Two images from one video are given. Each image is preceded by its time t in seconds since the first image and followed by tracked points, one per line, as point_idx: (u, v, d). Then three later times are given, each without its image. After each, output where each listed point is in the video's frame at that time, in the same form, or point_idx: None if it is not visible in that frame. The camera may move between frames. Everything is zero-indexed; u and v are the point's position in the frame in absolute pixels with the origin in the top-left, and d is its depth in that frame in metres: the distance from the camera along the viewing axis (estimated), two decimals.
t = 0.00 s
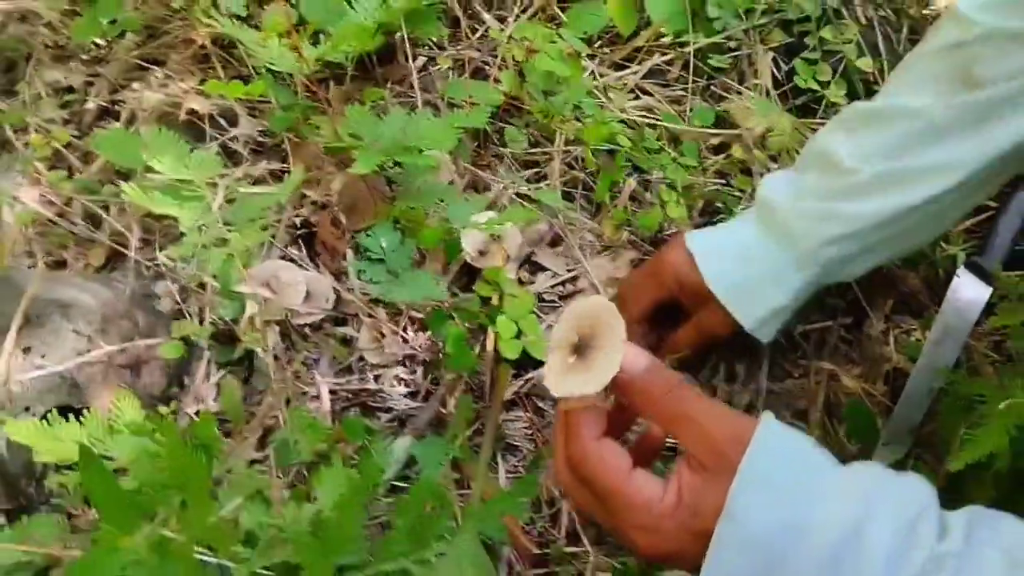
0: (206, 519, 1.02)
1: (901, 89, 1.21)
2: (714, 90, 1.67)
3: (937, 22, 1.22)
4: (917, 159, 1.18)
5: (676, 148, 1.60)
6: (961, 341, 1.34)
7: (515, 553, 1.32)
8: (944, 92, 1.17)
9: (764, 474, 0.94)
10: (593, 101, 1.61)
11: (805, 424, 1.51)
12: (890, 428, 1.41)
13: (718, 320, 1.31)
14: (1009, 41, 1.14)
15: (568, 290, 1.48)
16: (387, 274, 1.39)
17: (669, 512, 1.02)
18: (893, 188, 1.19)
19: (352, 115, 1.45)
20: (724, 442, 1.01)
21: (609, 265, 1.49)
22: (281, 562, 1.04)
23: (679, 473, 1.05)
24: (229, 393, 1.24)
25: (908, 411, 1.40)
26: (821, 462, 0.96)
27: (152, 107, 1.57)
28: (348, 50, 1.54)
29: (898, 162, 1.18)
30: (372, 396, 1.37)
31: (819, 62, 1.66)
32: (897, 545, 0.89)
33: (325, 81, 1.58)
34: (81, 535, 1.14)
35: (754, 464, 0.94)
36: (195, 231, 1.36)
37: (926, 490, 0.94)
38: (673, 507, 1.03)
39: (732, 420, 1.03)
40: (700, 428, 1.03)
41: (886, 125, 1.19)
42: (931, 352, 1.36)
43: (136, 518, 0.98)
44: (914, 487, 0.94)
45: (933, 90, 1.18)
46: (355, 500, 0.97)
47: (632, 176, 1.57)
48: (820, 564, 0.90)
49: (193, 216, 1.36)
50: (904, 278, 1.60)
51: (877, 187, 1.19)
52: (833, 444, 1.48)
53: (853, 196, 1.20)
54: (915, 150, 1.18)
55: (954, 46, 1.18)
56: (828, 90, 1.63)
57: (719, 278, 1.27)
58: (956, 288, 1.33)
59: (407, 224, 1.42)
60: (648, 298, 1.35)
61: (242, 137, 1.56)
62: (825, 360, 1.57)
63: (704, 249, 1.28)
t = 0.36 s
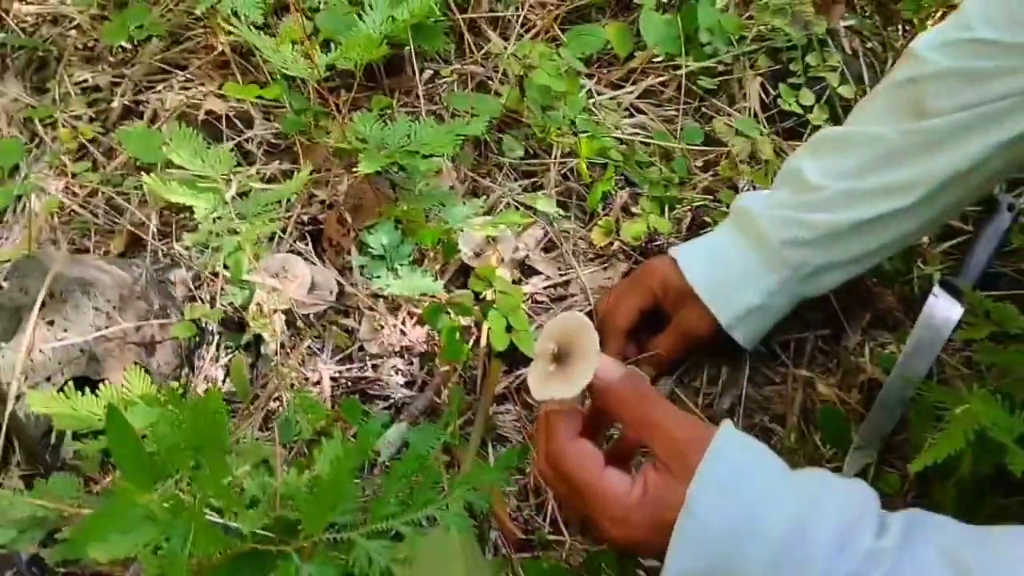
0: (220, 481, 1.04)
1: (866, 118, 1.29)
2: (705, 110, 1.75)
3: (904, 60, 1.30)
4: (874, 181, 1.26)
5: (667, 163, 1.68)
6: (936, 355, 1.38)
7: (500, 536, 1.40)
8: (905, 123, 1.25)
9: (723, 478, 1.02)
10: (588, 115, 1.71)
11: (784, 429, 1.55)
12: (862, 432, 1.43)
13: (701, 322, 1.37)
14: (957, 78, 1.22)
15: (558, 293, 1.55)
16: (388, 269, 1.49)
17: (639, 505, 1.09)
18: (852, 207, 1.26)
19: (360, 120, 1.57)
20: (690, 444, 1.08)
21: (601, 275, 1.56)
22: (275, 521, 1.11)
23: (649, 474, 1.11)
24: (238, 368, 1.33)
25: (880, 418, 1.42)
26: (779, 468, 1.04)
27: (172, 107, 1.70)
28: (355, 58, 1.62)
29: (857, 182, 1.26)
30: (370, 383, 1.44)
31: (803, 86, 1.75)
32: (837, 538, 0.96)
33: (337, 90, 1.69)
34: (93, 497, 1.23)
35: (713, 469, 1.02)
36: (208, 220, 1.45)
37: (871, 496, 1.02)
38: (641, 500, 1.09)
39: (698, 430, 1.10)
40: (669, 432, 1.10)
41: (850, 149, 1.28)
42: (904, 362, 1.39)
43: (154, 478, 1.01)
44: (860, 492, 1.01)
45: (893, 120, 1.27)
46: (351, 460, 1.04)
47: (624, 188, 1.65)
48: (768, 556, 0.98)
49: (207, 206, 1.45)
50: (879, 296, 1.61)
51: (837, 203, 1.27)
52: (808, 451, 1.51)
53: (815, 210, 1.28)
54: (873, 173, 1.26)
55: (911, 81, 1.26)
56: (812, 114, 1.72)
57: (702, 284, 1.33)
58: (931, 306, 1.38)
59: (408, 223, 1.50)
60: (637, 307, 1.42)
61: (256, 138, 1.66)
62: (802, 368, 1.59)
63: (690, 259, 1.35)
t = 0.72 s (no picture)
0: (234, 454, 1.09)
1: (855, 144, 1.34)
2: (710, 126, 1.82)
3: (891, 90, 1.35)
4: (866, 205, 1.30)
5: (672, 175, 1.74)
6: (929, 369, 1.43)
7: (499, 526, 1.43)
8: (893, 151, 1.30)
9: (714, 463, 1.08)
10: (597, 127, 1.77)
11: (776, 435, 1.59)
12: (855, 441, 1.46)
13: (694, 332, 1.41)
14: (947, 108, 1.27)
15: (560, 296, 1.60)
16: (399, 267, 1.54)
17: (627, 480, 1.19)
18: (844, 230, 1.31)
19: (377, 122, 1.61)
20: (680, 431, 1.16)
21: (603, 280, 1.63)
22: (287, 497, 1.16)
23: (642, 451, 1.21)
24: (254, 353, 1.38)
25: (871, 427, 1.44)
26: (769, 458, 1.10)
27: (197, 106, 1.78)
28: (375, 64, 1.68)
29: (849, 206, 1.31)
30: (378, 374, 1.50)
31: (808, 106, 1.82)
32: (819, 522, 1.02)
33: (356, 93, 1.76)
34: (112, 471, 1.30)
35: (705, 454, 1.09)
36: (230, 211, 1.52)
37: (855, 490, 1.08)
38: (629, 476, 1.19)
39: (692, 416, 1.18)
40: (662, 418, 1.18)
41: (841, 173, 1.32)
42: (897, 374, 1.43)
43: (174, 455, 1.07)
44: (845, 486, 1.07)
45: (882, 146, 1.32)
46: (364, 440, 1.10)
47: (629, 198, 1.71)
48: (749, 534, 1.04)
49: (229, 199, 1.53)
50: (877, 310, 1.63)
51: (829, 226, 1.31)
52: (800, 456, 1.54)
53: (809, 232, 1.32)
54: (864, 198, 1.31)
55: (900, 110, 1.31)
56: (815, 132, 1.77)
57: (697, 296, 1.37)
58: (928, 321, 1.43)
59: (420, 223, 1.56)
60: (635, 320, 1.47)
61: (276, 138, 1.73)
62: (797, 378, 1.62)
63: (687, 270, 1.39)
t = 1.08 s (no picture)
0: (269, 441, 1.10)
1: (891, 161, 1.35)
2: (737, 132, 1.83)
3: (927, 106, 1.36)
4: (903, 220, 1.31)
5: (696, 181, 1.75)
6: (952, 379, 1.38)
7: (514, 524, 1.41)
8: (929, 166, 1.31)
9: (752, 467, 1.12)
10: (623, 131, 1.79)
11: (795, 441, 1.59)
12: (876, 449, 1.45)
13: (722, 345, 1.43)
14: (984, 122, 1.28)
15: (582, 298, 1.62)
16: (422, 264, 1.56)
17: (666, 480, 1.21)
18: (881, 245, 1.32)
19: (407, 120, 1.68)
20: (717, 432, 1.19)
21: (625, 283, 1.63)
22: (315, 486, 1.18)
23: (678, 452, 1.23)
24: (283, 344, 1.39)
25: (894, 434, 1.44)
26: (805, 458, 1.13)
27: (224, 103, 1.80)
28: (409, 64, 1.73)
29: (884, 222, 1.32)
30: (399, 370, 1.51)
31: (838, 113, 1.83)
32: (856, 524, 1.07)
33: (383, 92, 1.78)
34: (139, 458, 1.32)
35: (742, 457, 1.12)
36: (263, 203, 1.59)
37: (891, 490, 1.12)
38: (668, 476, 1.21)
39: (725, 416, 1.21)
40: (697, 418, 1.21)
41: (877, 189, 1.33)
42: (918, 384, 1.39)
43: (206, 440, 1.09)
44: (881, 487, 1.11)
45: (918, 162, 1.33)
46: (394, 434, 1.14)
47: (652, 203, 1.72)
48: (788, 536, 1.07)
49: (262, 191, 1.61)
50: (899, 319, 1.64)
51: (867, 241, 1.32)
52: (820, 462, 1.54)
53: (845, 248, 1.33)
54: (901, 213, 1.32)
55: (937, 125, 1.32)
56: (845, 140, 1.79)
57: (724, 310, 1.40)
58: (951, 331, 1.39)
59: (445, 221, 1.58)
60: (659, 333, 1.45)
61: (303, 136, 1.75)
62: (819, 385, 1.62)
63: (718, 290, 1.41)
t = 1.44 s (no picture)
0: (293, 435, 1.09)
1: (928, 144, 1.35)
2: (760, 130, 1.81)
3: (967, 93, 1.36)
4: (938, 201, 1.29)
5: (719, 178, 1.73)
6: (976, 380, 1.35)
7: (532, 522, 1.37)
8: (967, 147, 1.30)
9: (796, 458, 1.10)
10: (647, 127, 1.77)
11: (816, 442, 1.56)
12: (900, 451, 1.44)
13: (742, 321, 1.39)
14: None
15: (602, 296, 1.60)
16: (443, 259, 1.55)
17: (708, 474, 1.19)
18: (915, 224, 1.30)
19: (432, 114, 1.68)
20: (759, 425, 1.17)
21: (645, 280, 1.61)
22: (338, 482, 1.17)
23: (719, 445, 1.21)
24: (304, 337, 1.33)
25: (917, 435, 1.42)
26: (849, 455, 1.12)
27: (244, 96, 1.78)
28: (438, 54, 1.72)
29: (919, 201, 1.30)
30: (417, 366, 1.49)
31: (867, 110, 1.80)
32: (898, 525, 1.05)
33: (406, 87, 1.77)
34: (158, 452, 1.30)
35: (789, 447, 1.11)
36: (286, 194, 1.58)
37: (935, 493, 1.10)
38: (709, 468, 1.19)
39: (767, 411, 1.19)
40: (734, 411, 1.19)
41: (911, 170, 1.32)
42: (943, 386, 1.37)
43: (227, 436, 1.08)
44: (925, 489, 1.09)
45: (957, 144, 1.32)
46: (423, 430, 1.12)
47: (674, 200, 1.70)
48: (827, 536, 1.06)
49: (285, 183, 1.60)
50: (924, 320, 1.62)
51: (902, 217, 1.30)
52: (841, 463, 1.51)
53: (876, 226, 1.31)
54: (936, 193, 1.30)
55: (979, 106, 1.32)
56: (873, 138, 1.76)
57: (752, 289, 1.36)
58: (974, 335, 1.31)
59: (468, 216, 1.57)
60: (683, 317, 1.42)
61: (322, 130, 1.75)
62: (841, 385, 1.59)
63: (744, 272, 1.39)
